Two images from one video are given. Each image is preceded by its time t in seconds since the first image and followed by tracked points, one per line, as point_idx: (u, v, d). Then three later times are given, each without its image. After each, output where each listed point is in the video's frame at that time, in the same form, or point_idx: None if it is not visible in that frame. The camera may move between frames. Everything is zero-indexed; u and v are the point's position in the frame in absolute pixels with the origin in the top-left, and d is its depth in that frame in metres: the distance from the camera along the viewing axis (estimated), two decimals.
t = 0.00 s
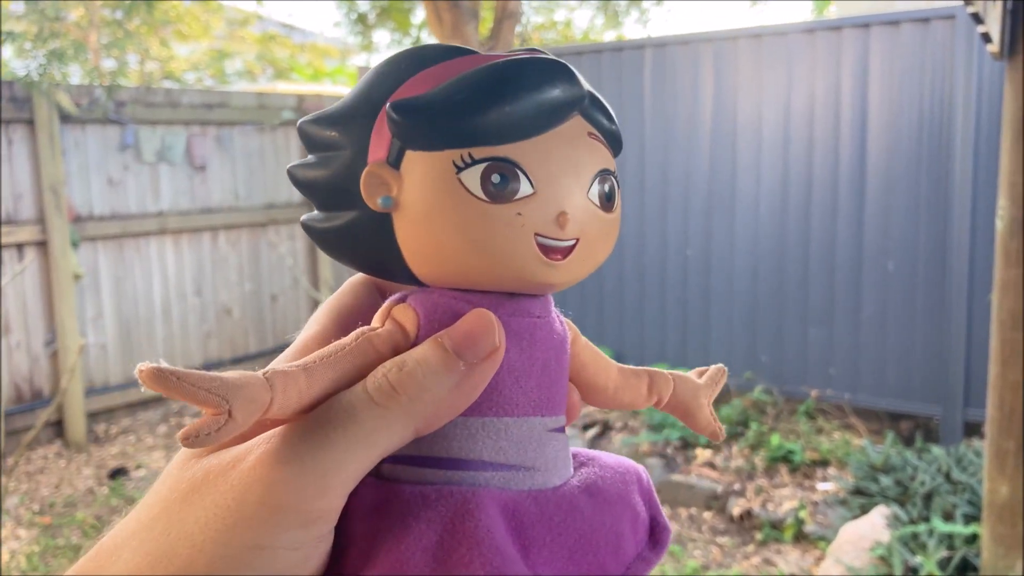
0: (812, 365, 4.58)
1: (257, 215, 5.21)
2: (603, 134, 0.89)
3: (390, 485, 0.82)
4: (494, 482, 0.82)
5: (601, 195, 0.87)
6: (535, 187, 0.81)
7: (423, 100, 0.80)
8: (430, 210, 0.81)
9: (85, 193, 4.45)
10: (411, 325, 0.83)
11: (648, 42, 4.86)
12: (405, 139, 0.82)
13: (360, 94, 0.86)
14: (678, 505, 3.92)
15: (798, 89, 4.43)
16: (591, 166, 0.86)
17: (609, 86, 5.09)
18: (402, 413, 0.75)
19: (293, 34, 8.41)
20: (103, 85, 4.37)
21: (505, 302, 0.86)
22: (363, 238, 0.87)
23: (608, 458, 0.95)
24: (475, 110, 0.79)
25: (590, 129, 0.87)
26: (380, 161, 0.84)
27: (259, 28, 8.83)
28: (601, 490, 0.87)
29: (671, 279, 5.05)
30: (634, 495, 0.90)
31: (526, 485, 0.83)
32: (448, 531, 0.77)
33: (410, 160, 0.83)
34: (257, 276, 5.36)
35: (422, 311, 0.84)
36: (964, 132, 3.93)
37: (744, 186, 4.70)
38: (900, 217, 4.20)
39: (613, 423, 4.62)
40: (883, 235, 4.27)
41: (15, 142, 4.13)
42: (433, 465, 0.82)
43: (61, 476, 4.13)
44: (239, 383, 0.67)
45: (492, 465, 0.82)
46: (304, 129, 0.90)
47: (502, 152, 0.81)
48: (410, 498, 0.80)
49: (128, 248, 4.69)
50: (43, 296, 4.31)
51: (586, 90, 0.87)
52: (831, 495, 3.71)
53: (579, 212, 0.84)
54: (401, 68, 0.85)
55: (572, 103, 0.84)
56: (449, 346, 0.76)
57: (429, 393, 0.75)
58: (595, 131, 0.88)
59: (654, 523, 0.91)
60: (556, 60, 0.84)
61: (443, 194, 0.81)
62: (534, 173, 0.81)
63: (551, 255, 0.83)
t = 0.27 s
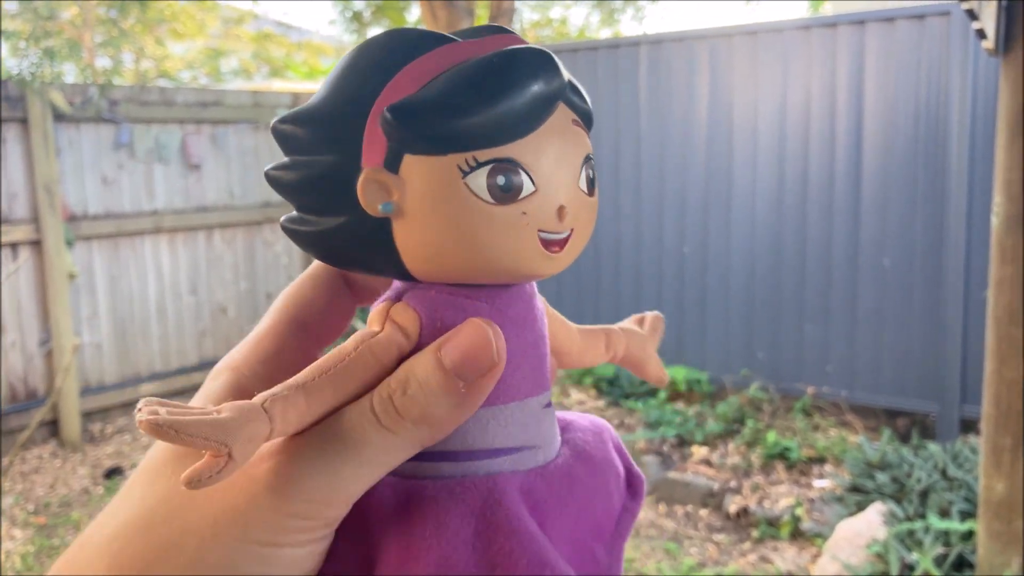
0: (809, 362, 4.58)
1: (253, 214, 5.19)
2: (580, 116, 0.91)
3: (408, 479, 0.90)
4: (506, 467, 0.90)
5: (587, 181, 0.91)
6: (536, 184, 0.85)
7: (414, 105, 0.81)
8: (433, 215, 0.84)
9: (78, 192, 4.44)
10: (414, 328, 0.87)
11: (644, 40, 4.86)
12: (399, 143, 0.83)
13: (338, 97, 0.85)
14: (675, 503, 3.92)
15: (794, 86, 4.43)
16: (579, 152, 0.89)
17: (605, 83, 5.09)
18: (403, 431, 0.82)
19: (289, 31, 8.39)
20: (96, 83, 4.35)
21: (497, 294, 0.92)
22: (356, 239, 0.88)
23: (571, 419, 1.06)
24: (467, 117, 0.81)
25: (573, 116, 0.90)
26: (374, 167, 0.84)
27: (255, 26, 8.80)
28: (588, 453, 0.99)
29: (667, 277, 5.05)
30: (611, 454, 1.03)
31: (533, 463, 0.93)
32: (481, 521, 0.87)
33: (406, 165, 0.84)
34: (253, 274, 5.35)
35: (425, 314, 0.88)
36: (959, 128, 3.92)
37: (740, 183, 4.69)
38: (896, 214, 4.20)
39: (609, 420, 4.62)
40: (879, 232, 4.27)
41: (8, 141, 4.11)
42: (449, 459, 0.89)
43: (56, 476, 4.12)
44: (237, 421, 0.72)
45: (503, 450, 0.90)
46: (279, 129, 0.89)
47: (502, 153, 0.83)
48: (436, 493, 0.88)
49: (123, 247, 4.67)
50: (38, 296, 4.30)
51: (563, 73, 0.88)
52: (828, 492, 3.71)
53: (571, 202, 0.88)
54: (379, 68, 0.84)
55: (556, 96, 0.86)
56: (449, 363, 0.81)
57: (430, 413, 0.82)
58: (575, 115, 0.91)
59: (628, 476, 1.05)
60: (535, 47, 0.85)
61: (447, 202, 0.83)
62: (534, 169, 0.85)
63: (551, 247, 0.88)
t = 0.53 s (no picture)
0: (803, 359, 4.59)
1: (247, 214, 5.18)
2: (498, 98, 0.85)
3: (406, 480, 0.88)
4: (493, 447, 0.87)
5: (519, 166, 0.86)
6: (472, 199, 0.80)
7: (331, 152, 0.75)
8: (374, 244, 0.79)
9: (71, 194, 4.45)
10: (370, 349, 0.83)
11: (638, 39, 4.86)
12: (324, 192, 0.77)
13: (250, 144, 0.78)
14: (671, 501, 3.89)
15: (787, 84, 4.44)
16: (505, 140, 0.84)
17: (599, 82, 5.09)
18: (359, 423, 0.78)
19: (283, 31, 8.38)
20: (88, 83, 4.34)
21: (458, 300, 0.87)
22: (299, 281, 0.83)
23: (537, 351, 1.02)
24: (390, 136, 0.75)
25: (494, 103, 0.84)
26: (303, 222, 0.78)
27: (249, 25, 8.79)
28: (563, 390, 0.97)
29: (661, 275, 5.05)
30: (585, 378, 1.01)
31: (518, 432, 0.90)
32: (481, 509, 0.84)
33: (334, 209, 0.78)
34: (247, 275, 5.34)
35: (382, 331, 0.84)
36: (953, 126, 3.93)
37: (733, 182, 4.69)
38: (889, 212, 4.20)
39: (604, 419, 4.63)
40: (872, 230, 4.28)
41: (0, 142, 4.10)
42: (438, 453, 0.86)
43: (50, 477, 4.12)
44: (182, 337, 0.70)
45: (485, 436, 0.87)
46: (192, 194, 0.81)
47: (431, 177, 0.78)
48: (433, 488, 0.85)
49: (117, 247, 4.67)
50: (31, 297, 4.29)
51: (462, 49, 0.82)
52: (823, 490, 3.72)
53: (509, 199, 0.84)
54: (283, 105, 0.77)
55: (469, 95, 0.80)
56: (424, 388, 0.77)
57: (385, 418, 0.77)
58: (494, 99, 0.84)
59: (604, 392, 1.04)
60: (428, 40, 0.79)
61: (388, 234, 0.79)
62: (468, 185, 0.80)
63: (498, 245, 0.84)
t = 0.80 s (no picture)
0: (799, 359, 4.60)
1: (242, 215, 5.17)
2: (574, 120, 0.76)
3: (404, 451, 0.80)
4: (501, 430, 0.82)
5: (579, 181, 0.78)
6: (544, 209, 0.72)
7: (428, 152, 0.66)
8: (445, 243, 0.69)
9: (68, 196, 4.43)
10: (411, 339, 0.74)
11: (633, 39, 4.86)
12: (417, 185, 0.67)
13: (337, 112, 0.69)
14: (668, 500, 3.91)
15: (782, 84, 4.45)
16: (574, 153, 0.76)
17: (594, 82, 5.10)
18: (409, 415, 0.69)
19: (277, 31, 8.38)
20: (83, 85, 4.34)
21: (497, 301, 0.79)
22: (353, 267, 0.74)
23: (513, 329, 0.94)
24: (489, 135, 0.66)
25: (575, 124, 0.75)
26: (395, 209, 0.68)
27: (244, 26, 8.79)
28: (551, 373, 0.90)
29: (658, 275, 5.06)
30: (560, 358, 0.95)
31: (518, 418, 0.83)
32: (491, 491, 0.81)
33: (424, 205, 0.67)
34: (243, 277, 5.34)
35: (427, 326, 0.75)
36: (947, 126, 3.94)
37: (729, 181, 4.71)
38: (884, 211, 4.21)
39: (601, 419, 4.63)
40: (867, 230, 4.29)
41: None
42: (455, 435, 0.79)
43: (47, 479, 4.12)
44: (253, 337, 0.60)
45: (499, 420, 0.81)
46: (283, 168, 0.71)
47: (518, 187, 0.69)
48: (446, 466, 0.79)
49: (113, 249, 4.67)
50: (28, 299, 4.29)
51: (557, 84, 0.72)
52: (819, 489, 3.73)
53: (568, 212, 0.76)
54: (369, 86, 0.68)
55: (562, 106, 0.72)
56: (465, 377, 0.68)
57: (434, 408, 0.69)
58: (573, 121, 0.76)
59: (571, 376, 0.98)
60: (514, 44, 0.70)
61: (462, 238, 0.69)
62: (541, 195, 0.71)
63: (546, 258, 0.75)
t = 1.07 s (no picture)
0: (794, 356, 4.61)
1: (237, 214, 5.14)
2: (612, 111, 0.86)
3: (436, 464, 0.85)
4: (533, 450, 0.86)
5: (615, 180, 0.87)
6: (571, 201, 0.80)
7: (448, 127, 0.76)
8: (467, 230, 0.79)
9: (63, 197, 4.44)
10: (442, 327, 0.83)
11: (627, 37, 4.84)
12: (438, 163, 0.77)
13: (370, 97, 0.79)
14: (664, 498, 3.93)
15: (777, 82, 4.46)
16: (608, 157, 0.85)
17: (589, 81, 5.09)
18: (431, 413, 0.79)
19: (272, 31, 8.38)
20: (77, 86, 4.33)
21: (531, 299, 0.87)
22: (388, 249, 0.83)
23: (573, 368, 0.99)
24: (503, 124, 0.76)
25: (607, 116, 0.84)
26: (410, 189, 0.78)
27: (239, 26, 8.79)
28: (602, 410, 0.94)
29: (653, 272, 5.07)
30: (619, 402, 0.98)
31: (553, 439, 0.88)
32: (517, 507, 0.82)
33: (443, 184, 0.78)
34: (239, 277, 5.33)
35: (453, 315, 0.83)
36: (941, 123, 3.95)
37: (724, 179, 4.71)
38: (879, 207, 4.23)
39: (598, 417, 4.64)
40: (862, 227, 4.30)
41: None
42: (485, 448, 0.84)
43: (44, 480, 4.12)
44: (264, 360, 0.66)
45: (528, 436, 0.86)
46: (308, 144, 0.82)
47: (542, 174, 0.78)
48: (473, 478, 0.83)
49: (109, 249, 4.67)
50: (24, 299, 4.29)
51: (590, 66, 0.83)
52: (815, 485, 3.74)
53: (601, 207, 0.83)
54: (398, 71, 0.79)
55: (588, 103, 0.81)
56: (483, 366, 0.79)
57: (456, 402, 0.79)
58: (607, 113, 0.85)
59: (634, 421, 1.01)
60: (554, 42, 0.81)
61: (483, 220, 0.78)
62: (569, 187, 0.80)
63: (580, 253, 0.84)
